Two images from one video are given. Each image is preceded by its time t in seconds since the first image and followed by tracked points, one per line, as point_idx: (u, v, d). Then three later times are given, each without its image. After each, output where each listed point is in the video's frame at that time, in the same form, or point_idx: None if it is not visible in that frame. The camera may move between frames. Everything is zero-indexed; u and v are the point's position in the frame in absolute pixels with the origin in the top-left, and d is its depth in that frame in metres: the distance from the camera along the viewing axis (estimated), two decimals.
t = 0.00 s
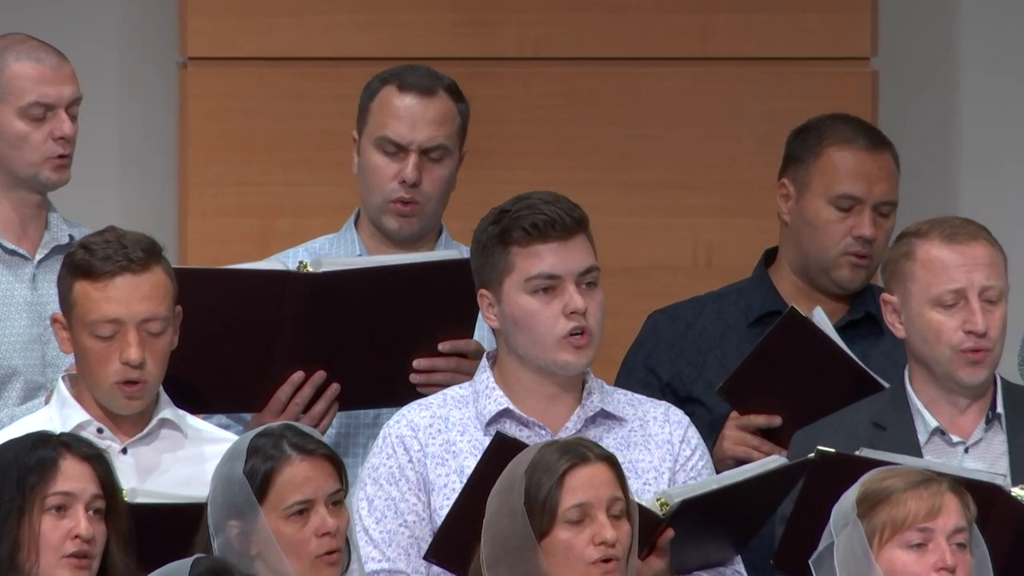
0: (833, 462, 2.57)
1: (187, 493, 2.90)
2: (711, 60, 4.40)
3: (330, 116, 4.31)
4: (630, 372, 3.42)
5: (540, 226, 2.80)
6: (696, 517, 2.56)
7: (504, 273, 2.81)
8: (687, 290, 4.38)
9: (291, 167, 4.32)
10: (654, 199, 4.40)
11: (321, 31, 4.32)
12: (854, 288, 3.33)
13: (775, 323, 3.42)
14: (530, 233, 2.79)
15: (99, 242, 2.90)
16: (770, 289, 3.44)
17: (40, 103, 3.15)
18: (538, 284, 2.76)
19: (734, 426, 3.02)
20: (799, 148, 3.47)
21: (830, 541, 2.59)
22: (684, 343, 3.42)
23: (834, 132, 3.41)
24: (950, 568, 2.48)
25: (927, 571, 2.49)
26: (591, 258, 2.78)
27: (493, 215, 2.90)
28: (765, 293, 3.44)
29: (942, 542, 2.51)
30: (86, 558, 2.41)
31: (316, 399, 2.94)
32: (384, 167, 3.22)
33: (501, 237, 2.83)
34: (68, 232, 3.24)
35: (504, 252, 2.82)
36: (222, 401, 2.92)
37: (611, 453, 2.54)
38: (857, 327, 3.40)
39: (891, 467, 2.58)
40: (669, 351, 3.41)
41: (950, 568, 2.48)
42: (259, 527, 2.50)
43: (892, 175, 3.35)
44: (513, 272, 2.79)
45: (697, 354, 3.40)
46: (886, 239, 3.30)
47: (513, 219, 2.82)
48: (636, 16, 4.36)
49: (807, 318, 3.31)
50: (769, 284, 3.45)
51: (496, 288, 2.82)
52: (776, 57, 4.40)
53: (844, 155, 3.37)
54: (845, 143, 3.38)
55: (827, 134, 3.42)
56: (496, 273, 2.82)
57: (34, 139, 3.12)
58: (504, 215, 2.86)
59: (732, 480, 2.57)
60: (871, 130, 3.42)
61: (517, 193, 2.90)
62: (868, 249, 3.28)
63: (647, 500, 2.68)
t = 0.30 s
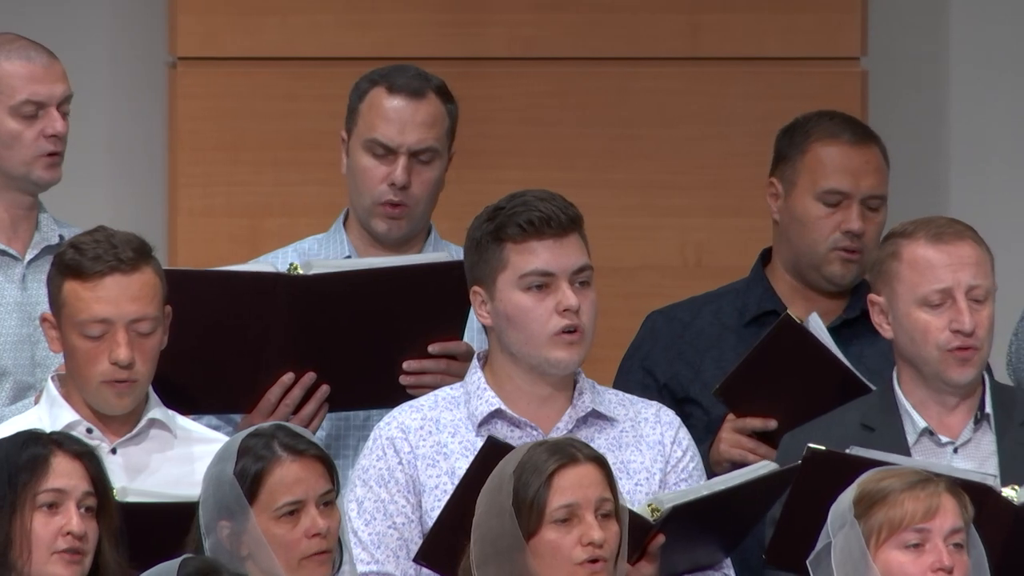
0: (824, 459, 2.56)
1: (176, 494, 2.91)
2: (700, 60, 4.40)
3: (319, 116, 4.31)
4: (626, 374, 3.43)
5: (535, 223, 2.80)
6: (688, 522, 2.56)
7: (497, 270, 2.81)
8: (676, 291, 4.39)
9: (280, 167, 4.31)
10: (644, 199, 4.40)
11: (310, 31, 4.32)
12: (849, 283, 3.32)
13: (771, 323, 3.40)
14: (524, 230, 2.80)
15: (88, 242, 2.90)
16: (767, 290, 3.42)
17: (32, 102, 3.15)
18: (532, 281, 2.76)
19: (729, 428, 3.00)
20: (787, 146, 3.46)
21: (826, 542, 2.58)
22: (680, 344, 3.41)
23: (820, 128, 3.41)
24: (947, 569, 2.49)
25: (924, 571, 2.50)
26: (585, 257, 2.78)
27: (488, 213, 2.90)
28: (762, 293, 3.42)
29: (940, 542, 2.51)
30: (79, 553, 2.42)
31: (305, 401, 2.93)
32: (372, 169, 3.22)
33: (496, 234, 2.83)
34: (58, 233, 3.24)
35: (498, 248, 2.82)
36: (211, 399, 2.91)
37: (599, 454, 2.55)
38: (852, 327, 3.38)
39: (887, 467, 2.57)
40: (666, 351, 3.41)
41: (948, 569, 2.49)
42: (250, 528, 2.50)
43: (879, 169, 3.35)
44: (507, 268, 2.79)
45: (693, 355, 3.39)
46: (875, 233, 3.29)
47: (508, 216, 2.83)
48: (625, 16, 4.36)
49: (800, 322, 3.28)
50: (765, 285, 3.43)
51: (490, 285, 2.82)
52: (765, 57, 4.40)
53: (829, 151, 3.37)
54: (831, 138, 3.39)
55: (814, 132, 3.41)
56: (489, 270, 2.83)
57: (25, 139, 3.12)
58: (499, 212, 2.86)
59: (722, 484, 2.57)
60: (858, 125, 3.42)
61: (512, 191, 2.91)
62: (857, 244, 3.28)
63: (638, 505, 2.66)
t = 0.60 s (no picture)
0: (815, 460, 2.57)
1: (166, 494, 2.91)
2: (689, 60, 4.40)
3: (308, 116, 4.31)
4: (622, 374, 3.43)
5: (527, 226, 2.80)
6: (683, 524, 2.56)
7: (488, 271, 2.81)
8: (666, 290, 4.39)
9: (270, 167, 4.31)
10: (633, 199, 4.40)
11: (299, 30, 4.31)
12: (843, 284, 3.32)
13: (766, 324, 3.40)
14: (516, 232, 2.79)
15: (76, 242, 2.89)
16: (763, 290, 3.43)
17: (22, 104, 3.15)
18: (522, 283, 2.76)
19: (725, 427, 3.00)
20: (782, 146, 3.46)
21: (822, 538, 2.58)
22: (676, 344, 3.41)
23: (813, 126, 3.41)
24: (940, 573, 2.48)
25: None
26: (576, 260, 2.78)
27: (481, 211, 2.89)
28: (758, 293, 3.43)
29: (933, 546, 2.51)
30: (71, 555, 2.42)
31: (297, 401, 2.93)
32: (366, 172, 3.22)
33: (487, 234, 2.83)
34: (49, 233, 3.23)
35: (489, 249, 2.82)
36: (198, 400, 2.91)
37: (592, 453, 2.54)
38: (846, 326, 3.37)
39: (884, 467, 2.58)
40: (661, 350, 3.42)
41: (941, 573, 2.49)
42: (241, 528, 2.49)
43: (873, 167, 3.35)
44: (497, 269, 2.79)
45: (687, 355, 3.40)
46: (868, 231, 3.28)
47: (500, 217, 2.83)
48: (614, 16, 4.36)
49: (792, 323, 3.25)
50: (761, 286, 3.43)
51: (480, 285, 2.82)
52: (754, 57, 4.40)
53: (823, 150, 3.37)
54: (824, 137, 3.38)
55: (806, 132, 3.41)
56: (480, 270, 2.82)
57: (16, 140, 3.12)
58: (491, 212, 2.86)
59: (714, 486, 2.56)
60: (851, 123, 3.42)
61: (505, 190, 2.90)
62: (850, 243, 3.27)
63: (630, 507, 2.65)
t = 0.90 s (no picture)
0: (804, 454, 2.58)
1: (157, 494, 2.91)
2: (679, 61, 4.41)
3: (299, 115, 4.31)
4: (612, 376, 3.42)
5: (518, 228, 2.80)
6: (672, 526, 2.57)
7: (478, 271, 2.81)
8: (656, 291, 4.39)
9: (260, 167, 4.31)
10: (623, 199, 4.40)
11: (289, 30, 4.31)
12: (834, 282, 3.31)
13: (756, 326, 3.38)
14: (507, 234, 2.80)
15: (64, 243, 2.89)
16: (753, 292, 3.41)
17: (10, 102, 3.15)
18: (511, 285, 2.76)
19: (710, 436, 2.99)
20: (778, 144, 3.47)
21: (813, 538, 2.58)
22: (665, 347, 3.40)
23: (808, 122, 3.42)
24: (931, 572, 2.49)
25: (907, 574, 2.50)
26: (566, 264, 2.78)
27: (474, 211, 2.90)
28: (749, 295, 3.41)
29: (924, 545, 2.51)
30: (61, 555, 2.43)
31: (289, 401, 2.93)
32: (360, 175, 3.22)
33: (479, 234, 2.83)
34: (39, 233, 3.24)
35: (480, 249, 2.82)
36: (186, 402, 2.91)
37: (582, 455, 2.54)
38: (835, 328, 3.36)
39: (874, 466, 2.57)
40: (649, 353, 3.40)
41: (931, 571, 2.49)
42: (230, 528, 2.50)
43: (869, 161, 3.36)
44: (487, 270, 2.79)
45: (676, 357, 3.38)
46: (864, 225, 3.30)
47: (492, 218, 2.83)
48: (604, 16, 4.36)
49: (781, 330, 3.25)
50: (752, 288, 3.42)
51: (469, 285, 2.83)
52: (744, 57, 4.40)
53: (818, 143, 3.38)
54: (821, 132, 3.40)
55: (802, 127, 3.43)
56: (470, 271, 2.83)
57: (4, 140, 3.11)
58: (484, 212, 2.86)
59: (706, 489, 2.57)
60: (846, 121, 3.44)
61: (499, 191, 2.90)
62: (845, 234, 3.28)
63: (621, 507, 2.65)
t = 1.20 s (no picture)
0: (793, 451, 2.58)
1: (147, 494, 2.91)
2: (670, 61, 4.41)
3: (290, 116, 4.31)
4: (596, 379, 3.41)
5: (507, 225, 2.80)
6: (662, 527, 2.56)
7: (468, 270, 2.81)
8: (645, 291, 4.39)
9: (250, 167, 4.32)
10: (614, 199, 4.40)
11: (278, 30, 4.31)
12: (820, 274, 3.31)
13: (739, 328, 3.38)
14: (496, 231, 2.79)
15: (56, 242, 2.90)
16: (737, 294, 3.41)
17: None
18: (502, 282, 2.76)
19: (698, 441, 3.00)
20: (766, 143, 3.46)
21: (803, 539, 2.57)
22: (649, 349, 3.39)
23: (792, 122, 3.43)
24: (921, 570, 2.48)
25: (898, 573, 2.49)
26: (557, 260, 2.78)
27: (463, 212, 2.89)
28: (733, 297, 3.40)
29: (914, 544, 2.51)
30: (48, 557, 2.43)
31: (281, 401, 2.94)
32: (354, 175, 3.22)
33: (468, 233, 2.83)
34: (29, 232, 3.26)
35: (470, 247, 2.81)
36: (183, 400, 2.90)
37: (569, 454, 2.54)
38: (822, 328, 3.37)
39: (867, 465, 2.56)
40: (633, 356, 3.39)
41: (922, 570, 2.48)
42: (218, 529, 2.49)
43: (855, 158, 3.36)
44: (478, 269, 2.79)
45: (660, 360, 3.37)
46: (849, 220, 3.30)
47: (481, 216, 2.83)
48: (593, 16, 4.36)
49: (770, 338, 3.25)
50: (737, 290, 3.41)
51: (460, 284, 2.82)
52: (733, 57, 4.41)
53: (806, 140, 3.38)
54: (805, 131, 3.40)
55: (788, 126, 3.43)
56: (461, 270, 2.82)
57: None
58: (473, 211, 2.86)
59: (697, 489, 2.56)
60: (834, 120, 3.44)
61: (488, 190, 2.90)
62: (830, 228, 3.28)
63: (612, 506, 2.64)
